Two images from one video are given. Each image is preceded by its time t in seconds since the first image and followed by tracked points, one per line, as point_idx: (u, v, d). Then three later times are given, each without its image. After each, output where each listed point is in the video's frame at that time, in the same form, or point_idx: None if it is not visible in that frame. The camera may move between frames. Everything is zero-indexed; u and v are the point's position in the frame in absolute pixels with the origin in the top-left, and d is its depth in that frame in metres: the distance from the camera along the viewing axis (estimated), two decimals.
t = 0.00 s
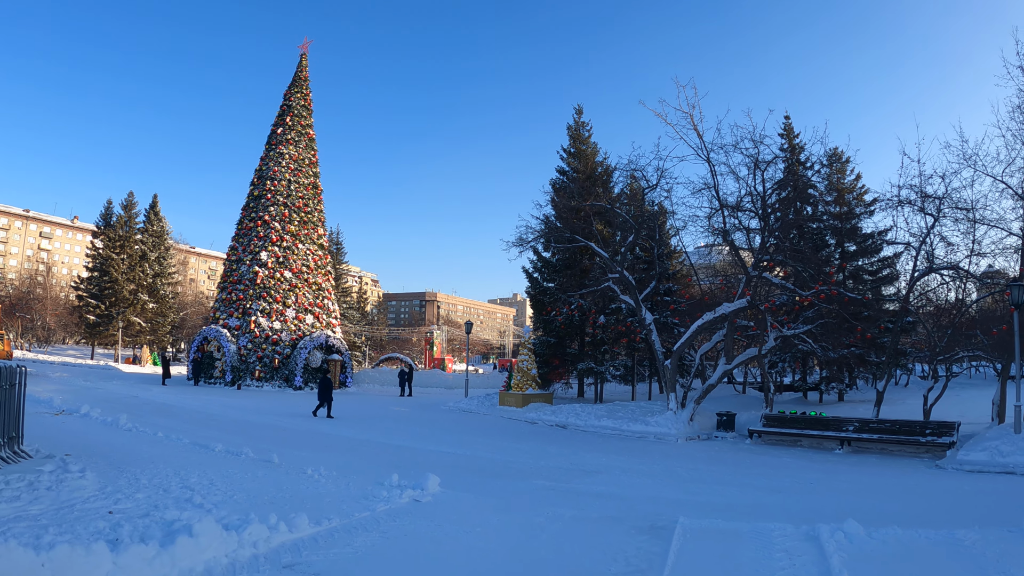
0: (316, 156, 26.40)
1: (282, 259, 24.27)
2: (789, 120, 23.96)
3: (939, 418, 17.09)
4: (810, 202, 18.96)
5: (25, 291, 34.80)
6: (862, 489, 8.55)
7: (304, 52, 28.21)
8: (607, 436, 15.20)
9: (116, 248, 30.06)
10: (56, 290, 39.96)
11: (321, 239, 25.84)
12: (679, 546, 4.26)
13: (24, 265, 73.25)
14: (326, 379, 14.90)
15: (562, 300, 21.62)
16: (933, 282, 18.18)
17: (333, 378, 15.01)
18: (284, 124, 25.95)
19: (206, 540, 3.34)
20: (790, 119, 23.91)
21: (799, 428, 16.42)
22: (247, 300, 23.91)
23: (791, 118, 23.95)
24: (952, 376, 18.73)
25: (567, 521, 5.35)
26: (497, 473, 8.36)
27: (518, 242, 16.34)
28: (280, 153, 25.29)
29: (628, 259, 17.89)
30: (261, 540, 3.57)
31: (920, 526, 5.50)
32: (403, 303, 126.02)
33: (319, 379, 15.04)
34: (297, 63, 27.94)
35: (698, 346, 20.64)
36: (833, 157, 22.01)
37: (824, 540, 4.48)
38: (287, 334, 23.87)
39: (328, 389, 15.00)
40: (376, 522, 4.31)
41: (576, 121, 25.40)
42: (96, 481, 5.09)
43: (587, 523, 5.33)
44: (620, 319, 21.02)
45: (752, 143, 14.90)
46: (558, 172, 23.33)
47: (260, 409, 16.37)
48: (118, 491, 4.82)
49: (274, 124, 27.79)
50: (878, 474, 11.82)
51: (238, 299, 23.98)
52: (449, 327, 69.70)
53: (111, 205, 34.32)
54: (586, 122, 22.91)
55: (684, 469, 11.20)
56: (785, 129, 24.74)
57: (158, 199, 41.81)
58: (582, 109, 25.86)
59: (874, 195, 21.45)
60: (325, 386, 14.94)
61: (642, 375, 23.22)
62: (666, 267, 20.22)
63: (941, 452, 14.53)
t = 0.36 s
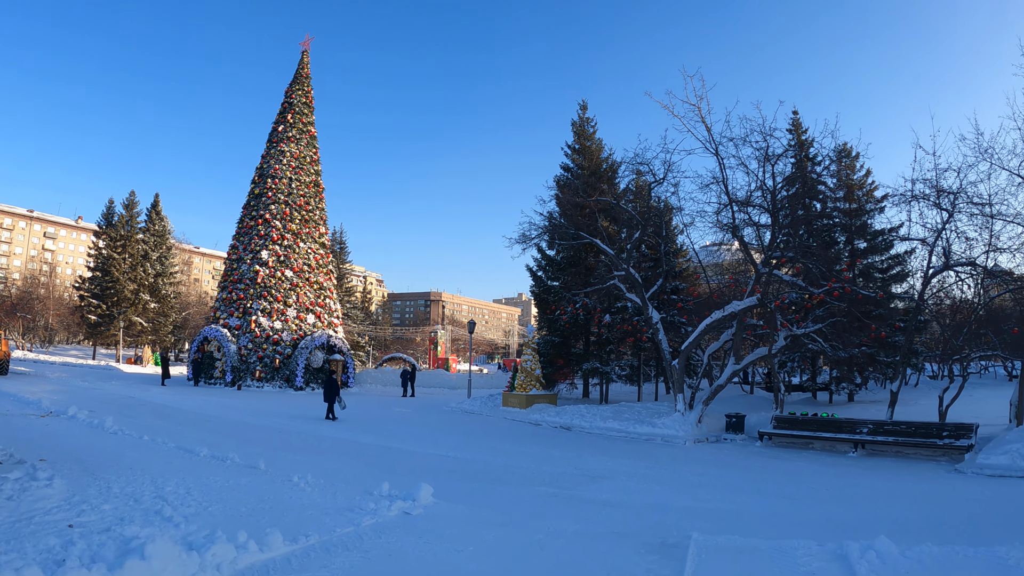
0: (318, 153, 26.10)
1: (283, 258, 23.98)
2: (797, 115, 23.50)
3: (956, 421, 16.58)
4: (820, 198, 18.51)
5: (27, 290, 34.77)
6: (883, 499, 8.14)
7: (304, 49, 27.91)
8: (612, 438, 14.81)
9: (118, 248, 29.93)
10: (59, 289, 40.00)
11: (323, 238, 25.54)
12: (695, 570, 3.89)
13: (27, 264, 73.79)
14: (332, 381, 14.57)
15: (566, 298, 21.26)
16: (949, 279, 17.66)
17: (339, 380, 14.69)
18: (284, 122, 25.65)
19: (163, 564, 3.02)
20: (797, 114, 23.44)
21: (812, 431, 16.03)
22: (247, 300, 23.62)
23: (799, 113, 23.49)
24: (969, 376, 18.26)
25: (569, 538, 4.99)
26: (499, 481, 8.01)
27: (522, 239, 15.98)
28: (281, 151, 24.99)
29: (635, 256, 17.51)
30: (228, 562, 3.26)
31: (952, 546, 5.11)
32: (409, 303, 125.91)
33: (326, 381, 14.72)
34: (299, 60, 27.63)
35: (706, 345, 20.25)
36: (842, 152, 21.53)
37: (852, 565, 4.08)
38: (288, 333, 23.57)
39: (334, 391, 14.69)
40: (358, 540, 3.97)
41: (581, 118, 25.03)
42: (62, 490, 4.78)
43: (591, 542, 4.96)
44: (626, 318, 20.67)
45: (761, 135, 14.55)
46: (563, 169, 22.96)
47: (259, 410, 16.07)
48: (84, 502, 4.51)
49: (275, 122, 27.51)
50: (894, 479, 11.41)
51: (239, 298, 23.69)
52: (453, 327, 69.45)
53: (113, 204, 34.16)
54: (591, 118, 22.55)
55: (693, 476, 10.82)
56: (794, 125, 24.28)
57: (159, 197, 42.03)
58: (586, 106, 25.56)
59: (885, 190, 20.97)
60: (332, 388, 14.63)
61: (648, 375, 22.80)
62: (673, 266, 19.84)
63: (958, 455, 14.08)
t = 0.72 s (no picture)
0: (328, 152, 25.87)
1: (295, 258, 23.78)
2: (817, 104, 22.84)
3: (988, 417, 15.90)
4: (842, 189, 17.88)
5: (39, 293, 34.58)
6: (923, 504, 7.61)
7: (315, 47, 27.71)
8: (630, 438, 14.36)
9: (130, 249, 29.90)
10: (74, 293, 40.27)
11: (334, 237, 25.31)
12: None
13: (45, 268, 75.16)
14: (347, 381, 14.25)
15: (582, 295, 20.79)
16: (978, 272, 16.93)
17: (355, 380, 14.36)
18: (295, 120, 25.43)
19: None
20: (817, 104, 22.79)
21: (837, 429, 15.45)
22: (259, 300, 23.44)
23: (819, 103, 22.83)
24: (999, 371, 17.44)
25: (587, 551, 4.57)
26: (513, 486, 7.60)
27: (535, 235, 15.58)
28: (292, 150, 24.80)
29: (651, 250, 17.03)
30: None
31: (1011, 558, 4.63)
32: (423, 303, 125.96)
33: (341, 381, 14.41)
34: (309, 58, 27.42)
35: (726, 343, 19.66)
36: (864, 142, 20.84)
37: None
38: (300, 333, 23.37)
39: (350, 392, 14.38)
40: (354, 554, 3.60)
41: (595, 111, 24.56)
42: (42, 497, 4.48)
43: (612, 555, 4.54)
44: (643, 314, 20.27)
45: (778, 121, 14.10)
46: (576, 163, 22.50)
47: (269, 411, 15.82)
48: (62, 510, 4.21)
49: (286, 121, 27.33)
50: (928, 480, 10.86)
51: (250, 298, 23.50)
52: (468, 327, 69.14)
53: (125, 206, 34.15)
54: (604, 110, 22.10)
55: (716, 479, 10.33)
56: (813, 117, 23.61)
57: (169, 199, 42.11)
58: (600, 99, 25.08)
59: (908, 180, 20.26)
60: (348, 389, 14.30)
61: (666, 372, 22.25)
62: (690, 261, 19.31)
63: (992, 454, 13.45)
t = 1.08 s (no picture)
0: (337, 152, 25.63)
1: (304, 259, 23.55)
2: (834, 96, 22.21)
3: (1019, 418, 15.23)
4: (862, 182, 17.27)
5: (48, 298, 34.41)
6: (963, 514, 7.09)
7: (323, 47, 27.49)
8: (646, 441, 13.87)
9: (140, 252, 29.85)
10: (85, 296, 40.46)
11: (344, 238, 25.05)
12: None
13: (58, 273, 76.92)
14: (363, 385, 13.89)
15: (595, 294, 20.32)
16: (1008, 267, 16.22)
17: (371, 385, 13.99)
18: (304, 121, 25.20)
19: None
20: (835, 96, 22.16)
21: (861, 430, 14.85)
22: (268, 302, 23.20)
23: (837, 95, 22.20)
24: None
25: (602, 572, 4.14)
26: (522, 497, 7.20)
27: (547, 232, 15.15)
28: (301, 150, 24.57)
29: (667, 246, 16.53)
30: None
31: None
32: (436, 304, 125.95)
33: (357, 386, 14.06)
34: (318, 58, 27.18)
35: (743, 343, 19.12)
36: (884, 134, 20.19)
37: None
38: (309, 335, 23.12)
39: (365, 397, 14.01)
40: None
41: (606, 107, 24.09)
42: (8, 513, 4.13)
43: None
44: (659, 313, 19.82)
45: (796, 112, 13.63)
46: (589, 160, 22.04)
47: (276, 414, 15.52)
48: (26, 529, 3.85)
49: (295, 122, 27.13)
50: (962, 485, 10.31)
51: (259, 300, 23.26)
52: (481, 328, 68.84)
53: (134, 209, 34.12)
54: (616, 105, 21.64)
55: (737, 486, 9.85)
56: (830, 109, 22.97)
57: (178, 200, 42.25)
58: (611, 95, 24.61)
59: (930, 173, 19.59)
60: (363, 394, 13.94)
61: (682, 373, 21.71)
62: (706, 260, 18.80)
63: None
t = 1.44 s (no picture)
0: (346, 152, 25.40)
1: (313, 261, 23.34)
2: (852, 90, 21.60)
3: None
4: (883, 178, 16.69)
5: (57, 301, 34.56)
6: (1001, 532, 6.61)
7: (331, 47, 27.28)
8: (660, 446, 13.40)
9: (150, 255, 29.87)
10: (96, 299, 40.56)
11: (353, 239, 24.83)
12: None
13: (71, 277, 77.64)
14: (377, 390, 13.55)
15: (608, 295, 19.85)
16: None
17: (386, 389, 13.65)
18: (312, 121, 25.01)
19: None
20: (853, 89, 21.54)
21: (884, 436, 14.28)
22: (277, 304, 23.00)
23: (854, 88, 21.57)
24: None
25: None
26: (529, 508, 6.82)
27: (558, 231, 14.74)
28: (309, 151, 24.37)
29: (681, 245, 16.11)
30: None
31: None
32: (450, 306, 126.01)
33: (371, 390, 13.71)
34: (326, 58, 27.00)
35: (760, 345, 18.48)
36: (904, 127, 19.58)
37: None
38: (318, 338, 22.90)
39: (380, 402, 13.65)
40: None
41: (618, 105, 23.66)
42: None
43: None
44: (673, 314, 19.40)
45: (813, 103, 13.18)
46: (600, 158, 21.58)
47: (282, 419, 15.25)
48: None
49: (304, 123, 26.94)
50: (995, 493, 9.78)
51: (267, 303, 23.05)
52: (493, 330, 68.56)
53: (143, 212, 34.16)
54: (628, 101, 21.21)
55: (757, 496, 9.39)
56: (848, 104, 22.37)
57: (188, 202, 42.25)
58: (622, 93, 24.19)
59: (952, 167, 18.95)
60: (377, 399, 13.59)
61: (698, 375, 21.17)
62: (720, 259, 18.30)
63: None
